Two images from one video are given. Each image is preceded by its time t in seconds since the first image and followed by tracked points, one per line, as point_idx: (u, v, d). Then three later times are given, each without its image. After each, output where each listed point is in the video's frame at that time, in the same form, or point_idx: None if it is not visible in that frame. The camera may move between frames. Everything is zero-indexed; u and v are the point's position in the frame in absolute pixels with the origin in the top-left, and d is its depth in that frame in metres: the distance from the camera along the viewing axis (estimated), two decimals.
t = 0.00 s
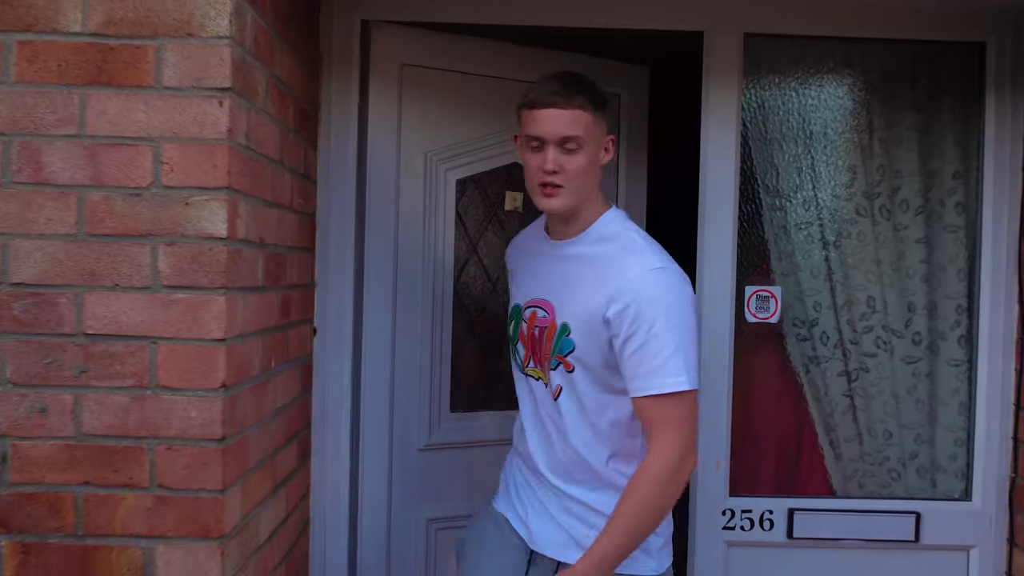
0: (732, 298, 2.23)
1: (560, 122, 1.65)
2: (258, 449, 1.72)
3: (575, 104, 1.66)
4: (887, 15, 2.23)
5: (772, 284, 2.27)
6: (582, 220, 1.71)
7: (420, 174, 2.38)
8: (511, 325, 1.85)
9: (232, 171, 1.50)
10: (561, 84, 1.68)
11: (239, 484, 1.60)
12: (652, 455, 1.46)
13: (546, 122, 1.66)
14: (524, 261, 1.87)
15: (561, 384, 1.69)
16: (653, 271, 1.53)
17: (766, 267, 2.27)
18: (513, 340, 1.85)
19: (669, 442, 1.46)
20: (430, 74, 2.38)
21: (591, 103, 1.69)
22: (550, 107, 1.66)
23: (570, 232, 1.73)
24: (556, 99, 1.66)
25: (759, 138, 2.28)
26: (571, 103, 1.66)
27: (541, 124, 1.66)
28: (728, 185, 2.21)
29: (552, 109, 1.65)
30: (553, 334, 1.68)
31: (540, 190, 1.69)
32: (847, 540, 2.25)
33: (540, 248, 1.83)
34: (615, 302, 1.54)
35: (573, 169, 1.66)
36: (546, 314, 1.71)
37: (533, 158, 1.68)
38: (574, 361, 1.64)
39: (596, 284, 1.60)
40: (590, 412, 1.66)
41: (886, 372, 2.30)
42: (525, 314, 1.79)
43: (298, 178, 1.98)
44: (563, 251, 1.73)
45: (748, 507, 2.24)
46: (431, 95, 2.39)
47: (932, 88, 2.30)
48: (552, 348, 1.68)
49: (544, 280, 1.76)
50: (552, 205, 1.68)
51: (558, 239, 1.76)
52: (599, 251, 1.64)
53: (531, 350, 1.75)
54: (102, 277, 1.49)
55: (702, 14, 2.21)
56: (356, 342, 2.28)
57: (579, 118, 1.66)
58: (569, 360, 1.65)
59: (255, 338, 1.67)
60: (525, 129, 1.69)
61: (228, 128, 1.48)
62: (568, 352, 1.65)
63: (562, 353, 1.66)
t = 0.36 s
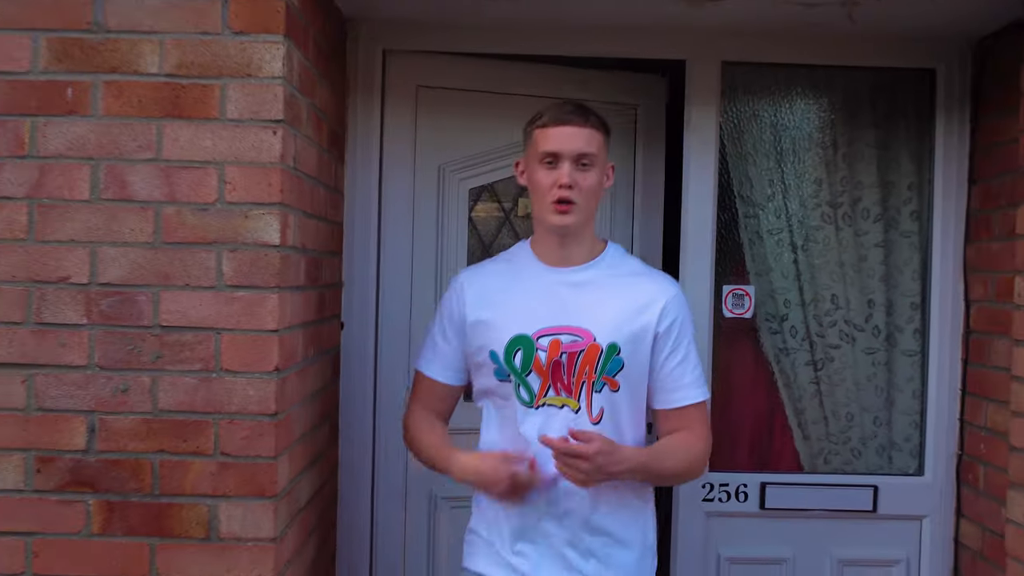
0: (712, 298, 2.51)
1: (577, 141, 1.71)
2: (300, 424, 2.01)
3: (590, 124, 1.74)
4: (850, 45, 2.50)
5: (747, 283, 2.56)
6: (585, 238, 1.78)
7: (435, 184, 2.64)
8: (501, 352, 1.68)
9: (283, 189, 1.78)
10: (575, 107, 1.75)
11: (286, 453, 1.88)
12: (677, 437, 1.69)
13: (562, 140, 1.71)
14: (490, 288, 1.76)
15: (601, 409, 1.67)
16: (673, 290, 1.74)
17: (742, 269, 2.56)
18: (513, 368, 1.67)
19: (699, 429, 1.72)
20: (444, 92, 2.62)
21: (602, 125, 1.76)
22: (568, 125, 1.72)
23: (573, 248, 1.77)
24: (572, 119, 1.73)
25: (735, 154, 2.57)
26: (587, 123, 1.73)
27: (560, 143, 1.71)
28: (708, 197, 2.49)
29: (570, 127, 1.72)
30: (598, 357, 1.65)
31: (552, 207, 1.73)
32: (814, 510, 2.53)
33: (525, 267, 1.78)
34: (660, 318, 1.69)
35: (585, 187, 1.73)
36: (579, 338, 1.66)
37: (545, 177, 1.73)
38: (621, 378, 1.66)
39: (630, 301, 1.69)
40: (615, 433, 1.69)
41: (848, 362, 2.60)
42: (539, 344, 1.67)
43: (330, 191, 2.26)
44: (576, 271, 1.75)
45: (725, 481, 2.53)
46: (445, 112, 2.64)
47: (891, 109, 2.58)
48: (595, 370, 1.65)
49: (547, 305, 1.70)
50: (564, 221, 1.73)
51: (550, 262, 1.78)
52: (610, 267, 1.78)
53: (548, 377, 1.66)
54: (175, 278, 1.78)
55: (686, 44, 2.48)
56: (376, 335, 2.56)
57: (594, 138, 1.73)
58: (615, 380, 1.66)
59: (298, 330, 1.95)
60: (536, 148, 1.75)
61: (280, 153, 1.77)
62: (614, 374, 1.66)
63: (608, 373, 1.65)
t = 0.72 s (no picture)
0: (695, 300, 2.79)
1: (530, 168, 1.64)
2: (334, 411, 2.29)
3: (544, 148, 1.67)
4: (820, 74, 2.79)
5: (728, 287, 2.84)
6: (544, 262, 1.71)
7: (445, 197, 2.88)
8: (466, 382, 1.59)
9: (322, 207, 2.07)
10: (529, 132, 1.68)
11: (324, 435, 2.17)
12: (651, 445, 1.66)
13: (517, 166, 1.64)
14: (449, 317, 1.65)
15: (571, 435, 1.61)
16: (633, 314, 1.70)
17: (724, 275, 2.85)
18: (479, 397, 1.59)
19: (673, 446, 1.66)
20: (452, 114, 2.85)
21: (555, 150, 1.70)
22: (521, 151, 1.65)
23: (532, 274, 1.69)
24: (525, 144, 1.66)
25: (718, 171, 2.85)
26: (540, 148, 1.66)
27: (513, 170, 1.64)
28: (693, 210, 2.77)
29: (522, 152, 1.65)
30: (567, 383, 1.59)
31: (506, 234, 1.66)
32: (788, 491, 2.82)
33: (485, 295, 1.70)
34: (623, 343, 1.65)
35: (541, 213, 1.66)
36: (547, 364, 1.59)
37: (500, 205, 1.66)
38: (590, 403, 1.61)
39: (590, 325, 1.64)
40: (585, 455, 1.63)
41: (819, 358, 2.88)
42: (504, 372, 1.59)
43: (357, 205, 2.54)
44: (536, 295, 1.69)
45: (708, 464, 2.82)
46: (453, 131, 2.86)
47: (858, 131, 2.87)
48: (563, 396, 1.59)
49: (506, 335, 1.62)
50: (521, 248, 1.66)
51: (509, 289, 1.70)
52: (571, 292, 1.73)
53: (516, 406, 1.59)
54: (229, 284, 2.07)
55: (673, 74, 2.77)
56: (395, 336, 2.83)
57: (548, 164, 1.66)
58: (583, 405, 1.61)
59: (332, 329, 2.24)
60: (490, 175, 1.68)
61: (319, 176, 2.06)
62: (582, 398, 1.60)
63: (578, 398, 1.60)
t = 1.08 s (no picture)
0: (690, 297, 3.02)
1: (565, 199, 1.64)
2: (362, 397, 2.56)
3: (581, 179, 1.66)
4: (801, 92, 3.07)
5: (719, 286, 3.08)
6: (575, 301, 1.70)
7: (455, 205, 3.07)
8: (491, 420, 1.58)
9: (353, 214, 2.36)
10: (565, 159, 1.68)
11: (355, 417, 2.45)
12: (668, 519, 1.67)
13: (550, 196, 1.64)
14: (472, 344, 1.60)
15: (599, 482, 1.59)
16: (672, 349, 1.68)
17: (715, 275, 3.08)
18: (503, 436, 1.58)
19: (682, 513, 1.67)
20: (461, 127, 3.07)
21: (594, 179, 1.69)
22: (557, 181, 1.65)
23: (565, 307, 1.65)
24: (561, 173, 1.65)
25: (711, 179, 3.10)
26: (576, 178, 1.66)
27: (547, 201, 1.64)
28: (684, 218, 3.03)
29: (557, 181, 1.64)
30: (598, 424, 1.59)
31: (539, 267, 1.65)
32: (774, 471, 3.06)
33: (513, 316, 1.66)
34: (652, 385, 1.62)
35: (576, 247, 1.64)
36: (575, 402, 1.59)
37: (531, 236, 1.65)
38: (622, 446, 1.61)
39: (622, 365, 1.62)
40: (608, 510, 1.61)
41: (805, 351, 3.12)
42: (532, 409, 1.58)
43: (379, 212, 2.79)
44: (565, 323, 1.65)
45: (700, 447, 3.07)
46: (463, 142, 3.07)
47: (839, 142, 3.11)
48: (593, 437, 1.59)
49: (531, 368, 1.61)
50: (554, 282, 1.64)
51: (538, 321, 1.65)
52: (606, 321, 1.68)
53: (541, 444, 1.58)
54: (266, 283, 2.35)
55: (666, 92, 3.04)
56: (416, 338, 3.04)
57: (584, 194, 1.66)
58: (613, 450, 1.60)
59: (362, 322, 2.51)
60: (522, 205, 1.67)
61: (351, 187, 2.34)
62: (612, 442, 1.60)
63: (607, 441, 1.60)
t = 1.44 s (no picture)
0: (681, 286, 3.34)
1: (611, 207, 1.66)
2: (385, 378, 2.80)
3: (624, 180, 1.67)
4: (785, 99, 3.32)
5: (714, 278, 3.37)
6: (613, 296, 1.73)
7: (462, 203, 3.29)
8: (526, 411, 1.66)
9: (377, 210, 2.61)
10: (603, 172, 1.66)
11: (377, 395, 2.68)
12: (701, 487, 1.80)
13: (590, 202, 1.66)
14: (501, 331, 1.69)
15: (636, 473, 1.67)
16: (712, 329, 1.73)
17: (711, 268, 3.37)
18: (537, 426, 1.66)
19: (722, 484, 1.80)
20: (473, 130, 3.30)
21: (635, 173, 1.69)
22: (602, 185, 1.66)
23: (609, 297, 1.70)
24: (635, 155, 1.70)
25: (703, 181, 3.37)
26: (620, 180, 1.67)
27: (590, 207, 1.66)
28: (682, 216, 3.32)
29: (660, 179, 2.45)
30: (633, 415, 1.66)
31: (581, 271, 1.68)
32: (767, 449, 3.35)
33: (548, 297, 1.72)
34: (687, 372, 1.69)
35: (621, 251, 1.68)
36: (612, 394, 1.66)
37: (573, 240, 1.68)
38: (652, 436, 1.68)
39: (653, 354, 1.68)
40: (648, 500, 1.69)
41: (790, 339, 3.39)
42: (565, 398, 1.66)
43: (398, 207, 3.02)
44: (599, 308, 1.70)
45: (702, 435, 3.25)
46: (470, 144, 3.30)
47: (822, 144, 3.37)
48: (627, 429, 1.66)
49: (569, 354, 1.68)
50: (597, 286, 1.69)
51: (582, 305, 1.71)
52: (641, 308, 1.71)
53: (577, 437, 1.66)
54: (298, 271, 2.59)
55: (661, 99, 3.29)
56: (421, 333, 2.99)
57: (628, 198, 1.67)
58: (645, 437, 1.68)
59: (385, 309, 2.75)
60: (564, 206, 1.68)
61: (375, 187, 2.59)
62: (647, 430, 1.68)
63: (640, 432, 1.67)
